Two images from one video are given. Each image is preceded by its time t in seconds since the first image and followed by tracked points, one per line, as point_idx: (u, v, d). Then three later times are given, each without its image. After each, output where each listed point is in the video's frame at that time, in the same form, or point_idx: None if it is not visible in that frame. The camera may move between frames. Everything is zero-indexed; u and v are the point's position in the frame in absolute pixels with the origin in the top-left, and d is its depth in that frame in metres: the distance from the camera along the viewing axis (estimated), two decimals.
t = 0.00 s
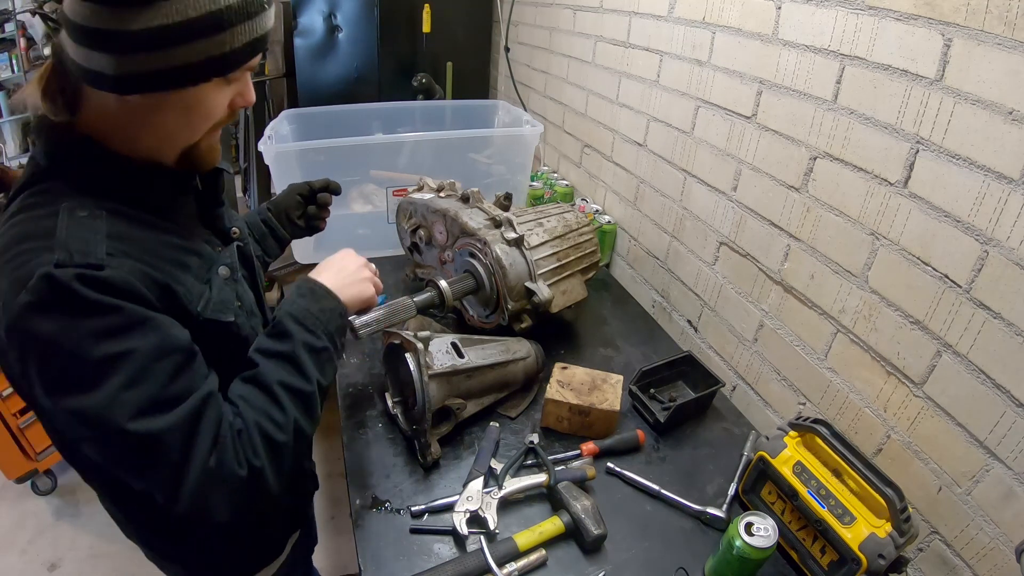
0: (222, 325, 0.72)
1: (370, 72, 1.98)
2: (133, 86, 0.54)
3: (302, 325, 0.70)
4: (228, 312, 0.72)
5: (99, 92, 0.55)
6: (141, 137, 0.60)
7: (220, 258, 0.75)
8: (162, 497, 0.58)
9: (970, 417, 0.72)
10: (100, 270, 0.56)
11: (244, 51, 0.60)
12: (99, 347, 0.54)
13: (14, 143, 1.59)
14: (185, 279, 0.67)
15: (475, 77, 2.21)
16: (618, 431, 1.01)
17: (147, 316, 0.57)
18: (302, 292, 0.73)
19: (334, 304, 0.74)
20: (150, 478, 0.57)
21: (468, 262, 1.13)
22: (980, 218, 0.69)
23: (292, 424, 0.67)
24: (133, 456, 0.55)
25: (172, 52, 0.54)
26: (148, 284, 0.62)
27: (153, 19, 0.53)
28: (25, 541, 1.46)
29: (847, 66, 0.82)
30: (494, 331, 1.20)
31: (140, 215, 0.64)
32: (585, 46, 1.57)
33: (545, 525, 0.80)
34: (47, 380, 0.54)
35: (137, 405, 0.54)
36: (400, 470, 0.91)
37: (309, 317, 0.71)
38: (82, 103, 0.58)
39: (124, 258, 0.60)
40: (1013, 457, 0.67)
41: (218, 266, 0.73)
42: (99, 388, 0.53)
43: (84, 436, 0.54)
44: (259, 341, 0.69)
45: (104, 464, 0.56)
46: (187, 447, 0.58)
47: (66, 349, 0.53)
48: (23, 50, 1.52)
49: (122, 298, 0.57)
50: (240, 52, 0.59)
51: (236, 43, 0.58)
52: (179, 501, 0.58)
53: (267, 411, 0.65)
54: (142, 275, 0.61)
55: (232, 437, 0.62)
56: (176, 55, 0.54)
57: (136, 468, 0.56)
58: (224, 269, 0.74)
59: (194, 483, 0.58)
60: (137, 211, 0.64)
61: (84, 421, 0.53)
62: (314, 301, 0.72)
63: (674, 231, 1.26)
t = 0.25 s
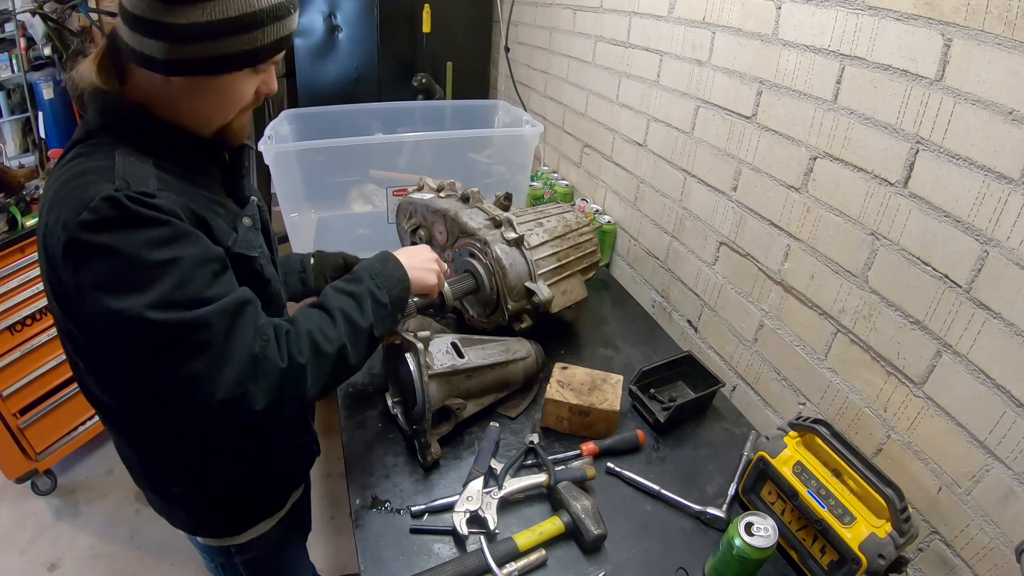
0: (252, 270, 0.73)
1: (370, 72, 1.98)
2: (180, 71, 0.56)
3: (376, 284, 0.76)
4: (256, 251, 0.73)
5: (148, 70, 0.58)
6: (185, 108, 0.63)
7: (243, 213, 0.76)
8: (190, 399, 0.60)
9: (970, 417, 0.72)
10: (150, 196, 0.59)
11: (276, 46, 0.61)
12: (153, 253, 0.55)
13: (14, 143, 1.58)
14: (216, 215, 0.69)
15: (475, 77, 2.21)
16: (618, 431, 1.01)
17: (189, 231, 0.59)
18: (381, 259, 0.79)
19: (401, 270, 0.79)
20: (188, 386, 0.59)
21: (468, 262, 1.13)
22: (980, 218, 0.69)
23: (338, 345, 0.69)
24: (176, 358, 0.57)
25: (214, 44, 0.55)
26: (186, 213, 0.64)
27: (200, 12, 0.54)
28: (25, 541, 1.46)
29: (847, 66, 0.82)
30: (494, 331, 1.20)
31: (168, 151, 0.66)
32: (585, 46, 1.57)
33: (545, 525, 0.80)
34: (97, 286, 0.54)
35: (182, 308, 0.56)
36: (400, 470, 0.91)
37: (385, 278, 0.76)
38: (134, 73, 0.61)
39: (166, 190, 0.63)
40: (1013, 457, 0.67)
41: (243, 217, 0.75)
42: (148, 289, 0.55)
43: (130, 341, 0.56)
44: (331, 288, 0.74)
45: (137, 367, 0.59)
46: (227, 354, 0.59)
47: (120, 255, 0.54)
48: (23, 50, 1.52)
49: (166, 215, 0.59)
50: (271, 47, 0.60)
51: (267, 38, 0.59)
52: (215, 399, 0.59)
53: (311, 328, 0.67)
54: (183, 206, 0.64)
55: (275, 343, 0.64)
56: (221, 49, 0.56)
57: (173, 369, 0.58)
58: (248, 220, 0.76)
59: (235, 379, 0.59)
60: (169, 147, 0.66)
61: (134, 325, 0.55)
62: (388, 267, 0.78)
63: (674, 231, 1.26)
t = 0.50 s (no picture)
0: (255, 258, 0.74)
1: (370, 72, 1.99)
2: (201, 55, 0.59)
3: (372, 291, 0.75)
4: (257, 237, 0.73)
5: (170, 56, 0.61)
6: (201, 96, 0.66)
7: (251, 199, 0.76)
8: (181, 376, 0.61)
9: (970, 417, 0.72)
10: (159, 176, 0.60)
11: (291, 36, 0.64)
12: (158, 231, 0.57)
13: (14, 143, 1.58)
14: (225, 201, 0.70)
15: (475, 77, 2.21)
16: (618, 431, 1.01)
17: (194, 213, 0.60)
18: (381, 266, 0.79)
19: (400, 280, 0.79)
20: (179, 362, 0.59)
21: (468, 262, 1.13)
22: (980, 218, 0.69)
23: (327, 343, 0.68)
24: (169, 333, 0.58)
25: (235, 31, 0.58)
26: (194, 197, 0.65)
27: None
28: (25, 541, 1.46)
29: (847, 66, 0.82)
30: (494, 331, 1.20)
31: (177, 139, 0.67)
32: (585, 46, 1.57)
33: (545, 525, 0.80)
34: (103, 257, 0.56)
35: (183, 284, 0.57)
36: (400, 470, 0.91)
37: (383, 287, 0.76)
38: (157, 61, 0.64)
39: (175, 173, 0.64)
40: (1013, 457, 0.67)
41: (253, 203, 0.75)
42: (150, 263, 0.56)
43: (130, 313, 0.57)
44: (327, 290, 0.74)
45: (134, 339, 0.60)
46: (217, 336, 0.59)
47: (126, 229, 0.56)
48: (23, 50, 1.52)
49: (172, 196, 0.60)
50: (286, 36, 0.63)
51: (283, 28, 0.62)
52: (202, 376, 0.59)
53: (303, 324, 0.67)
54: (190, 188, 0.65)
55: (265, 332, 0.63)
56: (241, 36, 0.59)
57: (165, 343, 0.59)
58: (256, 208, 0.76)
59: (222, 360, 0.59)
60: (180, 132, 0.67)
61: (133, 297, 0.56)
62: (387, 275, 0.78)
63: (674, 231, 1.26)
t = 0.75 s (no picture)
0: (256, 257, 0.74)
1: (370, 72, 1.99)
2: (200, 47, 0.60)
3: (374, 288, 0.75)
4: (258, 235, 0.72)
5: (169, 49, 0.62)
6: (201, 92, 0.66)
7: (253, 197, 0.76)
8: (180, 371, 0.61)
9: (970, 417, 0.72)
10: (159, 173, 0.60)
11: (289, 28, 0.65)
12: (157, 227, 0.57)
13: (14, 143, 1.58)
14: (225, 198, 0.70)
15: (475, 77, 2.21)
16: (618, 432, 1.01)
17: (194, 210, 0.60)
18: (381, 265, 0.78)
19: (401, 278, 0.78)
20: (178, 358, 0.60)
21: (468, 262, 1.13)
22: (980, 218, 0.69)
23: (327, 339, 0.68)
24: (168, 328, 0.58)
25: (233, 22, 0.59)
26: (192, 193, 0.65)
27: None
28: (25, 541, 1.46)
29: (847, 67, 0.82)
30: (494, 331, 1.20)
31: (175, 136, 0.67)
32: (585, 46, 1.57)
33: (545, 525, 0.80)
34: (103, 253, 0.56)
35: (182, 279, 0.57)
36: (400, 470, 0.91)
37: (383, 286, 0.76)
38: (157, 56, 0.65)
39: (175, 170, 0.65)
40: (1013, 457, 0.67)
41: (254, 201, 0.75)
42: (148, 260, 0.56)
43: (129, 309, 0.57)
44: (328, 287, 0.73)
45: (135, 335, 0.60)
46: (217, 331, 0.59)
47: (124, 225, 0.56)
48: (23, 50, 1.51)
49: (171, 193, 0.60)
50: (284, 28, 0.64)
51: (280, 19, 0.63)
52: (201, 371, 0.60)
53: (304, 319, 0.67)
54: (189, 185, 0.65)
55: (265, 327, 0.63)
56: (239, 27, 0.59)
57: (164, 339, 0.59)
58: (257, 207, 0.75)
59: (221, 355, 0.60)
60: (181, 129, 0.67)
61: (132, 293, 0.56)
62: (388, 273, 0.78)
63: (674, 231, 1.26)
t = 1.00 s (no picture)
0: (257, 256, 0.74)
1: (370, 72, 1.99)
2: (189, 46, 0.60)
3: (379, 293, 0.75)
4: (259, 239, 0.73)
5: (158, 50, 0.62)
6: (192, 93, 0.66)
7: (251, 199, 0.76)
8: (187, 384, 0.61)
9: (970, 417, 0.72)
10: (156, 182, 0.60)
11: (277, 23, 0.65)
12: (156, 239, 0.56)
13: (14, 143, 1.58)
14: (224, 204, 0.70)
15: (475, 77, 2.21)
16: (618, 431, 1.01)
17: (193, 219, 0.60)
18: (387, 270, 0.79)
19: (405, 283, 0.79)
20: (184, 371, 0.60)
21: (468, 261, 1.13)
22: (980, 218, 0.69)
23: (337, 347, 0.68)
24: (172, 342, 0.58)
25: (222, 18, 0.59)
26: (192, 201, 0.65)
27: None
28: (25, 541, 1.46)
29: (847, 66, 0.82)
30: (494, 331, 1.20)
31: (175, 136, 0.67)
32: (585, 46, 1.57)
33: (545, 525, 0.80)
34: (103, 267, 0.56)
35: (184, 292, 0.57)
36: (399, 470, 0.91)
37: (388, 291, 0.76)
38: (145, 59, 0.65)
39: (172, 177, 0.64)
40: (1013, 457, 0.67)
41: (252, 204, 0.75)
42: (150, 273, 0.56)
43: (133, 324, 0.57)
44: (334, 294, 0.74)
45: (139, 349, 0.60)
46: (222, 341, 0.59)
47: (124, 238, 0.56)
48: (23, 50, 1.52)
49: (170, 202, 0.60)
50: (272, 23, 0.64)
51: (269, 15, 0.63)
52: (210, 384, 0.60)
53: (314, 328, 0.67)
54: (188, 193, 0.64)
55: (273, 337, 0.64)
56: (228, 23, 0.60)
57: (170, 353, 0.59)
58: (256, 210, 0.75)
59: (229, 367, 0.60)
60: (179, 132, 0.67)
61: (135, 308, 0.56)
62: (393, 278, 0.78)
63: (674, 231, 1.26)
